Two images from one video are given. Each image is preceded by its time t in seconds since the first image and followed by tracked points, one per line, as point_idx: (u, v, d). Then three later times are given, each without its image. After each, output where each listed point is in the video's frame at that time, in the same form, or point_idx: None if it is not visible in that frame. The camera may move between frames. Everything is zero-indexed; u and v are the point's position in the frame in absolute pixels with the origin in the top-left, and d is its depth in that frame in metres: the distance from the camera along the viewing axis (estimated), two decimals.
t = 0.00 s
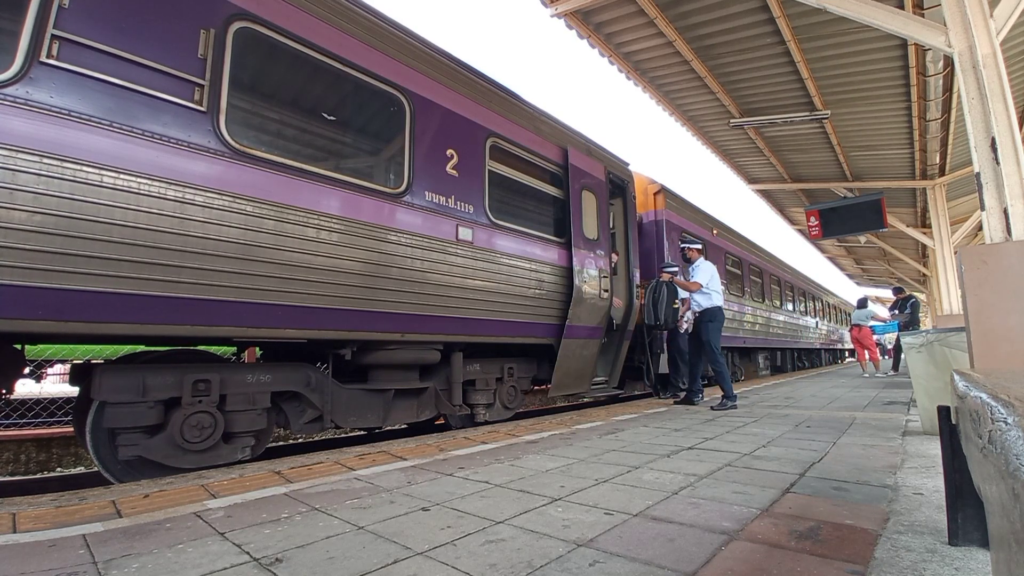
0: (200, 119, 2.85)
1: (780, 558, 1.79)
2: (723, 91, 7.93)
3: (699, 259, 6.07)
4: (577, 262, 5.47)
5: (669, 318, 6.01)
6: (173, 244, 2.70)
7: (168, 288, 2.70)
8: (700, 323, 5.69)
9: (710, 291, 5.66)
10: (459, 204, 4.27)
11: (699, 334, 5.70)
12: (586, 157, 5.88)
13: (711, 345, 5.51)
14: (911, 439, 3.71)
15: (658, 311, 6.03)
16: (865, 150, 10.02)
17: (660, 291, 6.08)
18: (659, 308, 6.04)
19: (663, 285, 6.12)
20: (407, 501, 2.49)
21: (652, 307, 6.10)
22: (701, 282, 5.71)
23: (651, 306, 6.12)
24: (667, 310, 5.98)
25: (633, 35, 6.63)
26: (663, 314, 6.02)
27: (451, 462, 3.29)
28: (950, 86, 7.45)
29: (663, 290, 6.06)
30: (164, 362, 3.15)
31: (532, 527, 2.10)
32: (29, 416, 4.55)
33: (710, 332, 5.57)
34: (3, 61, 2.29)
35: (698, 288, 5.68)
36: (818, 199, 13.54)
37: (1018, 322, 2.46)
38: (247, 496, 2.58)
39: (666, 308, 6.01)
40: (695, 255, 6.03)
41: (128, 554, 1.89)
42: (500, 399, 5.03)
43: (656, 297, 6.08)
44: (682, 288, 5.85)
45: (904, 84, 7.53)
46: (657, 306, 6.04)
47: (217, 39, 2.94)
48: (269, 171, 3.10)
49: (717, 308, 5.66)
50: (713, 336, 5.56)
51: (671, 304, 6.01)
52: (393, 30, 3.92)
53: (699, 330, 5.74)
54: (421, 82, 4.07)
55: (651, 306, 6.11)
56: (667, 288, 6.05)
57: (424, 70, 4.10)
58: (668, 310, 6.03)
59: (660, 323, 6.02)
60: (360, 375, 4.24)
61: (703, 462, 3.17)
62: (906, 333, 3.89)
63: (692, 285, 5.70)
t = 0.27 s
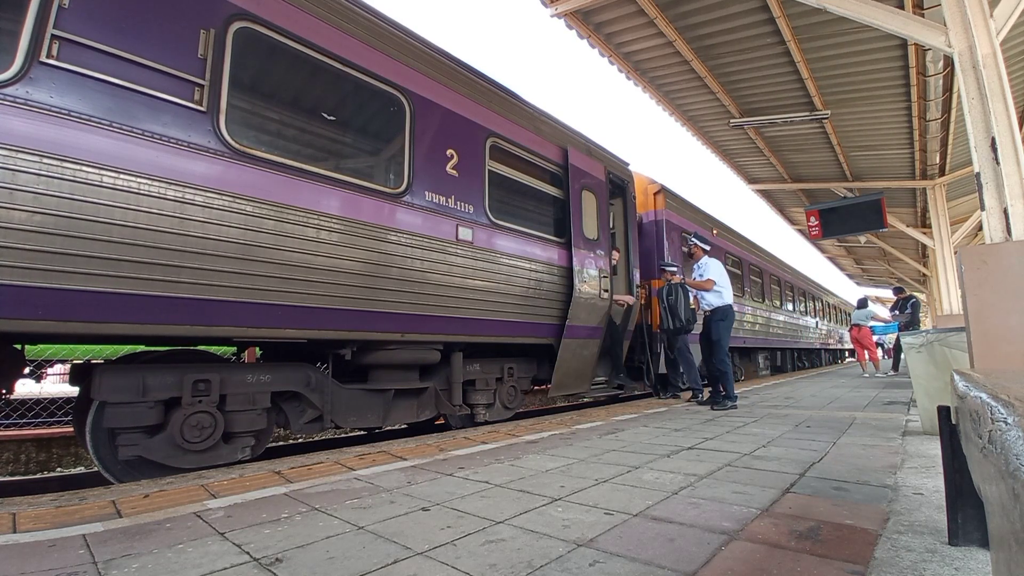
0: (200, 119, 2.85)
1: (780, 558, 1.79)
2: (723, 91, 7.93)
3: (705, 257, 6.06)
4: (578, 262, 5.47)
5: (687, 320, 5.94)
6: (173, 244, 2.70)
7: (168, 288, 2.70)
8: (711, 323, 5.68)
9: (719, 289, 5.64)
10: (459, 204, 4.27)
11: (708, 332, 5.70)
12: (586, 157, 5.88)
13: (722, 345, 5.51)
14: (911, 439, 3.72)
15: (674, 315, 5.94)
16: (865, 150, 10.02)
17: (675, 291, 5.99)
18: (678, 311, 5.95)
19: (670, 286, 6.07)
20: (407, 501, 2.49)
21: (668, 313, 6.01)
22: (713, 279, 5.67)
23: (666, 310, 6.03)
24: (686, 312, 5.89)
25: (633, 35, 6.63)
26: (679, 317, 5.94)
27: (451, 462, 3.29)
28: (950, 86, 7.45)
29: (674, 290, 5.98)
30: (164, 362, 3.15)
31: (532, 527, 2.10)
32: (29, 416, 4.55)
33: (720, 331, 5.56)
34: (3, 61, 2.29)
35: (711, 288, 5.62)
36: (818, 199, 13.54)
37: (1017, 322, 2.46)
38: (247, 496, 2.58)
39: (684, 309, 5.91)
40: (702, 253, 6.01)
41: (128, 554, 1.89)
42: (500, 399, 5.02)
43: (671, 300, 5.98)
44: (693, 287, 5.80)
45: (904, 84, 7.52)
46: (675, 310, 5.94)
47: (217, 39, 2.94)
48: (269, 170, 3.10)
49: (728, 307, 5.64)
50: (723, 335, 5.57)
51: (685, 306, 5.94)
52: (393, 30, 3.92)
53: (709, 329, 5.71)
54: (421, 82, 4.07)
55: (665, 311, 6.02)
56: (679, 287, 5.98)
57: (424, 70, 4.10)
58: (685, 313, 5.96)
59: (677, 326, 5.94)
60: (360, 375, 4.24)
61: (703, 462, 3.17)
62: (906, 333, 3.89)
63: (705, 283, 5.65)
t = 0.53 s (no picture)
0: (200, 119, 2.85)
1: (780, 558, 1.79)
2: (723, 91, 7.93)
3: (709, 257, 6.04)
4: (578, 262, 5.47)
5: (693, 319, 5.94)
6: (173, 244, 2.70)
7: (168, 288, 2.70)
8: (714, 322, 5.65)
9: (726, 289, 5.61)
10: (459, 204, 4.27)
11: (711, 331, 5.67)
12: (586, 157, 5.88)
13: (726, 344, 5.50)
14: (911, 439, 3.71)
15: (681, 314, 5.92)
16: (865, 150, 10.01)
17: (683, 289, 5.97)
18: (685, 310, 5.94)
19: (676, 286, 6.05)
20: (407, 501, 2.49)
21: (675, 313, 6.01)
22: (720, 279, 5.66)
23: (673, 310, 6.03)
24: (693, 312, 5.88)
25: (633, 35, 6.63)
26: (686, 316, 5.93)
27: (451, 462, 3.29)
28: (950, 86, 7.45)
29: (680, 289, 5.96)
30: (164, 362, 3.15)
31: (532, 527, 2.10)
32: (29, 416, 4.55)
33: (723, 331, 5.53)
34: (3, 61, 2.29)
35: (717, 288, 5.60)
36: (818, 199, 13.54)
37: (1018, 322, 2.46)
38: (247, 496, 2.58)
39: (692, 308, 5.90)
40: (706, 251, 5.96)
41: (128, 554, 1.89)
42: (500, 399, 5.02)
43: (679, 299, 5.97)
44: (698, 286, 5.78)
45: (904, 84, 7.52)
46: (684, 309, 5.93)
47: (217, 39, 2.94)
48: (269, 170, 3.10)
49: (731, 307, 5.62)
50: (726, 334, 5.53)
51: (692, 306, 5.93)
52: (393, 30, 3.92)
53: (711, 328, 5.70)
54: (422, 82, 4.07)
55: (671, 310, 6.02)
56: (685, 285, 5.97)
57: (425, 70, 4.10)
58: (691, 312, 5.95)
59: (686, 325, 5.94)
60: (360, 375, 4.24)
61: (703, 462, 3.17)
62: (906, 333, 3.89)
63: (713, 283, 5.63)
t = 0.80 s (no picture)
0: (200, 119, 2.85)
1: (780, 558, 1.79)
2: (723, 91, 7.93)
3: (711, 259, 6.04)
4: (577, 262, 5.47)
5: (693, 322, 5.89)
6: (173, 244, 2.70)
7: (168, 288, 2.70)
8: (716, 322, 5.68)
9: (730, 291, 5.63)
10: (459, 204, 4.27)
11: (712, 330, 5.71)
12: (586, 157, 5.88)
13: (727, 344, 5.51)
14: (911, 439, 3.71)
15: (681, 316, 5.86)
16: (865, 150, 10.02)
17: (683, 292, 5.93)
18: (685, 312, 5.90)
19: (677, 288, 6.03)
20: (407, 501, 2.49)
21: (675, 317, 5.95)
22: (725, 281, 5.67)
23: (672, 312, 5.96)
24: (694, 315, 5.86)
25: (633, 35, 6.63)
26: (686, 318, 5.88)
27: (451, 462, 3.29)
28: (950, 86, 7.45)
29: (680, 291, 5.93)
30: (164, 362, 3.15)
31: (532, 528, 2.10)
32: (29, 416, 4.55)
33: (725, 331, 5.56)
34: (3, 61, 2.29)
35: (722, 289, 5.61)
36: (818, 199, 13.54)
37: (1018, 322, 2.46)
38: (247, 496, 2.58)
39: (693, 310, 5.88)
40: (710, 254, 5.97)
41: (128, 554, 1.89)
42: (500, 399, 5.02)
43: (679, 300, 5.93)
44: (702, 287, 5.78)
45: (904, 84, 7.53)
46: (683, 312, 5.87)
47: (217, 39, 2.94)
48: (269, 170, 3.10)
49: (734, 308, 5.65)
50: (728, 334, 5.56)
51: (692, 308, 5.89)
52: (394, 30, 3.92)
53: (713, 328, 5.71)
54: (422, 82, 4.07)
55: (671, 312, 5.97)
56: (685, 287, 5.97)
57: (425, 70, 4.10)
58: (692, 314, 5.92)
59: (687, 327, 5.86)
60: (360, 375, 4.24)
61: (703, 462, 3.17)
62: (906, 333, 3.89)
63: (716, 284, 5.64)
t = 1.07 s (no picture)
0: (200, 119, 2.85)
1: (780, 558, 1.79)
2: (723, 91, 7.93)
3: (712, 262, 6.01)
4: (577, 262, 5.48)
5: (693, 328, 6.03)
6: (173, 244, 2.70)
7: (168, 288, 2.70)
8: (721, 323, 5.68)
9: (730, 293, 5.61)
10: (459, 204, 4.27)
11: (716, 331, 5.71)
12: (586, 157, 5.88)
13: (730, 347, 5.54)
14: (911, 439, 3.71)
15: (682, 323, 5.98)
16: (865, 150, 10.02)
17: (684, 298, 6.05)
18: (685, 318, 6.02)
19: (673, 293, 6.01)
20: (407, 501, 2.49)
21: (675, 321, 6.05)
22: (726, 283, 5.65)
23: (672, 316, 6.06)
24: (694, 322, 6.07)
25: (633, 35, 6.63)
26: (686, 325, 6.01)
27: (451, 462, 3.29)
28: (950, 86, 7.45)
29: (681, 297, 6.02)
30: (164, 362, 3.15)
31: (532, 527, 2.10)
32: (29, 416, 4.56)
33: (730, 331, 5.57)
34: (3, 61, 2.29)
35: (722, 291, 5.59)
36: (818, 199, 13.54)
37: (1018, 322, 2.46)
38: (247, 496, 2.58)
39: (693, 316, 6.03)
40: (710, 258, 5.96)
41: (128, 554, 1.89)
42: (500, 399, 5.03)
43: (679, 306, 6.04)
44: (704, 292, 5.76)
45: (904, 84, 7.52)
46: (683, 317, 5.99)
47: (217, 39, 2.94)
48: (269, 170, 3.10)
49: (739, 309, 5.63)
50: (733, 335, 5.58)
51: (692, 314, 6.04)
52: (394, 30, 3.92)
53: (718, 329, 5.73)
54: (422, 82, 4.07)
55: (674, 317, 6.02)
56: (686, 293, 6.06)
57: (424, 70, 4.10)
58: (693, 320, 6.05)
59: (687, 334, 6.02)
60: (360, 375, 4.24)
61: (703, 462, 3.17)
62: (906, 333, 3.89)
63: (718, 288, 5.61)
